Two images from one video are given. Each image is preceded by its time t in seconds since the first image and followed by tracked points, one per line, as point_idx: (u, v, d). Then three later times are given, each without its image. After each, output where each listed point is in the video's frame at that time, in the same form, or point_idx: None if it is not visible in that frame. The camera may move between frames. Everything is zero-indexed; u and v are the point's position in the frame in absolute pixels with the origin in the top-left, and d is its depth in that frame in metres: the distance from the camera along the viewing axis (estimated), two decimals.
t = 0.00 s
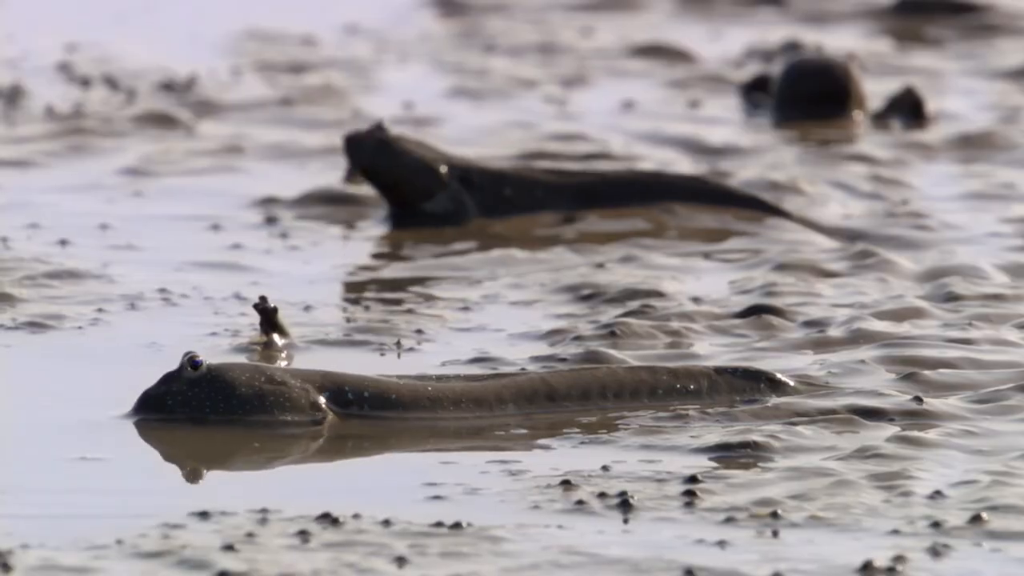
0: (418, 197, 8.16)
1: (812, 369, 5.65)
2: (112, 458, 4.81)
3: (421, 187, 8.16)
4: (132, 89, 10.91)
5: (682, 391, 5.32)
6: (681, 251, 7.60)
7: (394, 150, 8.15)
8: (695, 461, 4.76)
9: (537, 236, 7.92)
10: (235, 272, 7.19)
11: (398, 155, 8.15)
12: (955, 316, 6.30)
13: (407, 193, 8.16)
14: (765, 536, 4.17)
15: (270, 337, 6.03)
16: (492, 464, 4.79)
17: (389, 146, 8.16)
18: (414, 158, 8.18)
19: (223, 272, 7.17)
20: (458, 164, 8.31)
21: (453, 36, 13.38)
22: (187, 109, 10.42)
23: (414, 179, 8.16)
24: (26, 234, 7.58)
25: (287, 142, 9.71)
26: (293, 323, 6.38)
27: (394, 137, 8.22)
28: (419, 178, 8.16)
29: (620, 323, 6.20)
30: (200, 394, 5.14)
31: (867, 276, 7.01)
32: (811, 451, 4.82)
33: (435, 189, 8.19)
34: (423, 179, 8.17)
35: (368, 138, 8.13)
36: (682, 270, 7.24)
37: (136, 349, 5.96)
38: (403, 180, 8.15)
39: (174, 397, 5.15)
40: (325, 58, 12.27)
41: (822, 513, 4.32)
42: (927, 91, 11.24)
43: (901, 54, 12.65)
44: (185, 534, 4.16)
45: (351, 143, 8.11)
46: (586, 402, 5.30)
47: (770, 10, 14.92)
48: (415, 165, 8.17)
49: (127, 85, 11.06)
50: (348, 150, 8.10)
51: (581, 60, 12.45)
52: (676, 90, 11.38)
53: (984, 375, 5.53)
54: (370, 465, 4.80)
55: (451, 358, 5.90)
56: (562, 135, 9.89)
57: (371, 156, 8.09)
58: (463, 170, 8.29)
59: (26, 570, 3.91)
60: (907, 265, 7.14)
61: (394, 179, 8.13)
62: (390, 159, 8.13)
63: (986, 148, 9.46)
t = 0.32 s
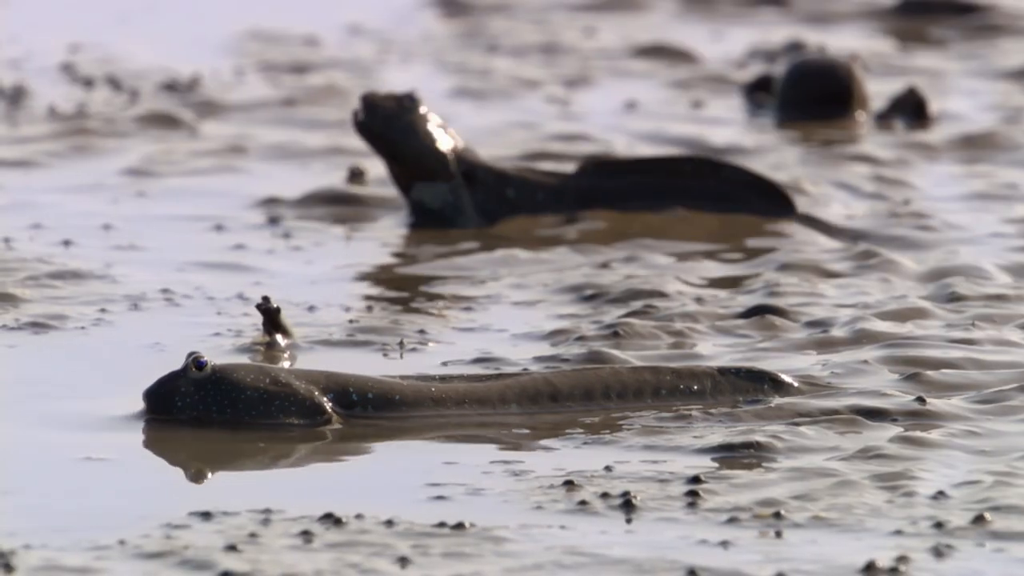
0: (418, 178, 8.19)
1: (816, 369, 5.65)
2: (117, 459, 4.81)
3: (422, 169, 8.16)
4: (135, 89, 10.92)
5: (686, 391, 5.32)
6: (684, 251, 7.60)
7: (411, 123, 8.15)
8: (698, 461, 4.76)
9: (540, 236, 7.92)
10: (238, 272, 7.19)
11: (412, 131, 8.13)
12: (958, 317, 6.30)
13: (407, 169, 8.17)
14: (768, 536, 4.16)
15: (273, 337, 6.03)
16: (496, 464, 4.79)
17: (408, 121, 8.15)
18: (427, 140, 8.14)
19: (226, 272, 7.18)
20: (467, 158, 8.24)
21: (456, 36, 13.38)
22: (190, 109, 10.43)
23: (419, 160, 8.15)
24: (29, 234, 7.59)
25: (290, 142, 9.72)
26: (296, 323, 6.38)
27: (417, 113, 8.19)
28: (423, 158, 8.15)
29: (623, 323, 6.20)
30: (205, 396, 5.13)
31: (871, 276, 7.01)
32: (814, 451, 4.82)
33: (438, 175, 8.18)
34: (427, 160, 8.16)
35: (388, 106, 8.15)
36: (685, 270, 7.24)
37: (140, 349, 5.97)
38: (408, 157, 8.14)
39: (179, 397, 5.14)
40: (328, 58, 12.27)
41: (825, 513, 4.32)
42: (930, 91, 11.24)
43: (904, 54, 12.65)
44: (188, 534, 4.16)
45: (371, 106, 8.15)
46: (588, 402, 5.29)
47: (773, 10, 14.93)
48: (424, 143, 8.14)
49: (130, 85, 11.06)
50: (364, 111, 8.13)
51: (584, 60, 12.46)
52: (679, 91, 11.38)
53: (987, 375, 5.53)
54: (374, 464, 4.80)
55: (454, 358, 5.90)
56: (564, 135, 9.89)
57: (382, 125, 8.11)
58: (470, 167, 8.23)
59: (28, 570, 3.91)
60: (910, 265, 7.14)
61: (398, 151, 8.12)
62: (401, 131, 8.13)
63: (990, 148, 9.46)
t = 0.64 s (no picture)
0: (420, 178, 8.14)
1: (817, 370, 5.65)
2: (121, 460, 4.81)
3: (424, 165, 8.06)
4: (137, 90, 10.93)
5: (687, 392, 5.32)
6: (685, 253, 7.59)
7: (417, 120, 8.04)
8: (700, 462, 4.76)
9: (542, 238, 7.92)
10: (240, 273, 7.19)
11: (417, 126, 8.03)
12: (961, 318, 6.30)
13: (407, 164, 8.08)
14: (770, 537, 4.16)
15: (275, 338, 6.03)
16: (499, 465, 4.79)
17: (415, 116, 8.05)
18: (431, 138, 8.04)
19: (229, 273, 7.18)
20: (468, 157, 8.18)
21: (458, 37, 13.39)
22: (192, 110, 10.44)
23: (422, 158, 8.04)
24: (32, 235, 7.59)
25: (292, 143, 9.72)
26: (298, 324, 6.38)
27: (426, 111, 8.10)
28: (426, 155, 8.05)
29: (625, 325, 6.19)
30: (207, 397, 5.13)
31: (873, 277, 7.01)
32: (816, 452, 4.82)
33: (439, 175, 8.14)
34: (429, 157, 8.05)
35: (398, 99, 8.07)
36: (687, 271, 7.24)
37: (143, 350, 5.97)
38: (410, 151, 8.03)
39: (180, 397, 5.15)
40: (330, 59, 12.28)
41: (827, 514, 4.32)
42: (932, 92, 11.24)
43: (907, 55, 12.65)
44: (190, 535, 4.16)
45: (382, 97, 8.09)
46: (588, 402, 5.29)
47: (775, 12, 14.93)
48: (426, 139, 8.02)
49: (132, 86, 11.07)
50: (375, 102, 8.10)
51: (586, 61, 12.46)
52: (681, 91, 11.38)
53: (989, 376, 5.53)
54: (376, 464, 4.80)
55: (456, 359, 5.90)
56: (567, 136, 9.89)
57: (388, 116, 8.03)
58: (472, 165, 8.16)
59: (31, 571, 3.91)
60: (912, 267, 7.14)
61: (399, 142, 8.02)
62: (406, 126, 8.03)
63: (992, 149, 9.46)
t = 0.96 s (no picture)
0: (420, 185, 8.10)
1: (819, 370, 5.64)
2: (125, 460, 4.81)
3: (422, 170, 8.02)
4: (140, 89, 10.93)
5: (690, 392, 5.32)
6: (687, 253, 7.59)
7: (410, 127, 7.95)
8: (702, 462, 4.76)
9: (544, 237, 7.92)
10: (243, 272, 7.20)
11: (412, 134, 7.96)
12: (963, 318, 6.29)
13: (406, 171, 8.02)
14: (772, 537, 4.16)
15: (277, 338, 6.03)
16: (501, 464, 4.79)
17: (408, 123, 7.96)
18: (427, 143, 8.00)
19: (232, 273, 7.18)
20: (467, 158, 8.19)
21: (461, 36, 13.39)
22: (195, 110, 10.44)
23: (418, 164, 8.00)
24: (34, 235, 7.59)
25: (295, 143, 9.72)
26: (300, 324, 6.38)
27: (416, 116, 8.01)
28: (424, 160, 8.01)
29: (628, 324, 6.19)
30: (209, 398, 5.13)
31: (875, 277, 7.01)
32: (818, 452, 4.82)
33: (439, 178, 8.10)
34: (428, 161, 8.01)
35: (387, 109, 7.95)
36: (690, 270, 7.24)
37: (145, 350, 5.97)
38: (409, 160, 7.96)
39: (182, 397, 5.15)
40: (333, 59, 12.28)
41: (830, 514, 4.32)
42: (935, 92, 11.24)
43: (909, 55, 12.65)
44: (192, 535, 4.16)
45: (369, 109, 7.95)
46: (591, 402, 5.29)
47: (778, 11, 14.93)
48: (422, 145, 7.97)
49: (135, 86, 11.06)
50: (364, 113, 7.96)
51: (589, 60, 12.46)
52: (684, 91, 11.38)
53: (991, 376, 5.53)
54: (378, 464, 4.81)
55: (459, 359, 5.90)
56: (569, 135, 9.90)
57: (380, 128, 7.91)
58: (472, 166, 8.17)
59: (33, 570, 3.91)
60: (914, 267, 7.14)
61: (397, 153, 7.94)
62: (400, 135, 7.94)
63: (995, 149, 9.46)
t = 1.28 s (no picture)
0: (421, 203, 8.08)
1: (821, 372, 5.64)
2: (128, 462, 4.81)
3: (421, 186, 8.02)
4: (142, 91, 10.93)
5: (693, 394, 5.32)
6: (689, 255, 7.59)
7: (398, 147, 7.98)
8: (704, 464, 4.75)
9: (546, 239, 7.92)
10: (246, 274, 7.20)
11: (402, 153, 7.97)
12: (966, 320, 6.29)
13: (405, 191, 8.02)
14: (775, 539, 4.16)
15: (280, 340, 6.02)
16: (504, 467, 4.79)
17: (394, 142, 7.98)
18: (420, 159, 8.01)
19: (235, 274, 7.19)
20: (466, 162, 8.20)
21: (463, 38, 13.40)
22: (197, 112, 10.44)
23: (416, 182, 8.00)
24: (37, 237, 7.59)
25: (297, 145, 9.72)
26: (303, 326, 6.37)
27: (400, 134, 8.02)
28: (422, 176, 8.01)
29: (630, 326, 6.19)
30: (210, 400, 5.13)
31: (878, 279, 7.00)
32: (821, 454, 4.82)
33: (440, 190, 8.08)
34: (425, 176, 8.01)
35: (369, 137, 7.95)
36: (692, 272, 7.23)
37: (148, 351, 5.98)
38: (405, 177, 7.98)
39: (184, 398, 5.16)
40: (335, 61, 12.27)
41: (832, 516, 4.32)
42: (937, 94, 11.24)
43: (912, 57, 12.64)
44: (194, 537, 4.16)
45: (352, 143, 7.96)
46: (593, 404, 5.29)
47: (780, 13, 14.92)
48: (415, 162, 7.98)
49: (137, 88, 11.06)
50: (349, 148, 7.97)
51: (591, 63, 12.46)
52: (687, 93, 11.37)
53: (993, 378, 5.52)
54: (381, 466, 4.81)
55: (462, 361, 5.90)
56: (572, 138, 9.89)
57: (369, 155, 7.91)
58: (471, 170, 8.19)
59: (35, 572, 3.92)
60: (917, 269, 7.13)
61: (391, 177, 7.95)
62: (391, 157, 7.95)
63: (997, 151, 9.45)
